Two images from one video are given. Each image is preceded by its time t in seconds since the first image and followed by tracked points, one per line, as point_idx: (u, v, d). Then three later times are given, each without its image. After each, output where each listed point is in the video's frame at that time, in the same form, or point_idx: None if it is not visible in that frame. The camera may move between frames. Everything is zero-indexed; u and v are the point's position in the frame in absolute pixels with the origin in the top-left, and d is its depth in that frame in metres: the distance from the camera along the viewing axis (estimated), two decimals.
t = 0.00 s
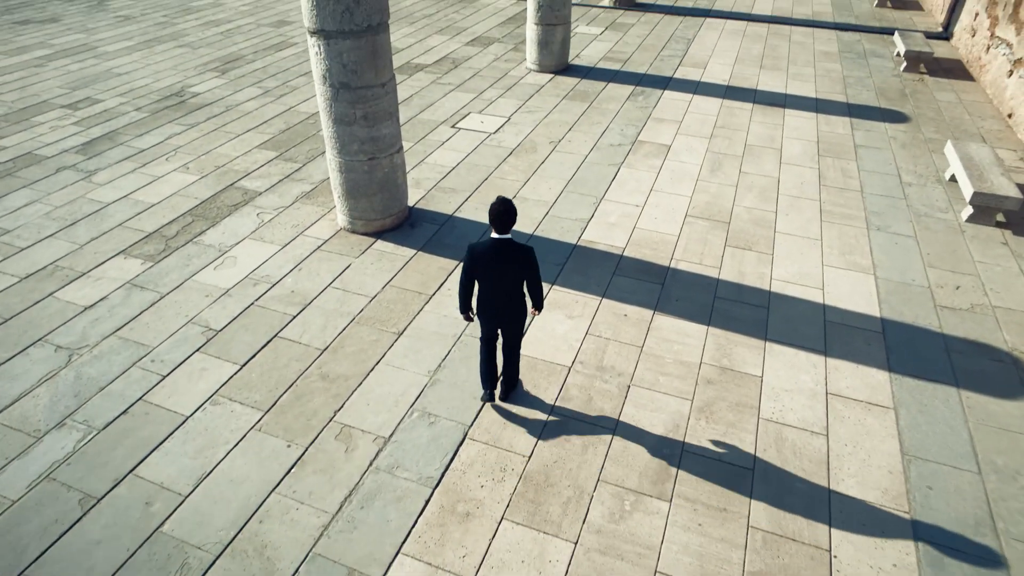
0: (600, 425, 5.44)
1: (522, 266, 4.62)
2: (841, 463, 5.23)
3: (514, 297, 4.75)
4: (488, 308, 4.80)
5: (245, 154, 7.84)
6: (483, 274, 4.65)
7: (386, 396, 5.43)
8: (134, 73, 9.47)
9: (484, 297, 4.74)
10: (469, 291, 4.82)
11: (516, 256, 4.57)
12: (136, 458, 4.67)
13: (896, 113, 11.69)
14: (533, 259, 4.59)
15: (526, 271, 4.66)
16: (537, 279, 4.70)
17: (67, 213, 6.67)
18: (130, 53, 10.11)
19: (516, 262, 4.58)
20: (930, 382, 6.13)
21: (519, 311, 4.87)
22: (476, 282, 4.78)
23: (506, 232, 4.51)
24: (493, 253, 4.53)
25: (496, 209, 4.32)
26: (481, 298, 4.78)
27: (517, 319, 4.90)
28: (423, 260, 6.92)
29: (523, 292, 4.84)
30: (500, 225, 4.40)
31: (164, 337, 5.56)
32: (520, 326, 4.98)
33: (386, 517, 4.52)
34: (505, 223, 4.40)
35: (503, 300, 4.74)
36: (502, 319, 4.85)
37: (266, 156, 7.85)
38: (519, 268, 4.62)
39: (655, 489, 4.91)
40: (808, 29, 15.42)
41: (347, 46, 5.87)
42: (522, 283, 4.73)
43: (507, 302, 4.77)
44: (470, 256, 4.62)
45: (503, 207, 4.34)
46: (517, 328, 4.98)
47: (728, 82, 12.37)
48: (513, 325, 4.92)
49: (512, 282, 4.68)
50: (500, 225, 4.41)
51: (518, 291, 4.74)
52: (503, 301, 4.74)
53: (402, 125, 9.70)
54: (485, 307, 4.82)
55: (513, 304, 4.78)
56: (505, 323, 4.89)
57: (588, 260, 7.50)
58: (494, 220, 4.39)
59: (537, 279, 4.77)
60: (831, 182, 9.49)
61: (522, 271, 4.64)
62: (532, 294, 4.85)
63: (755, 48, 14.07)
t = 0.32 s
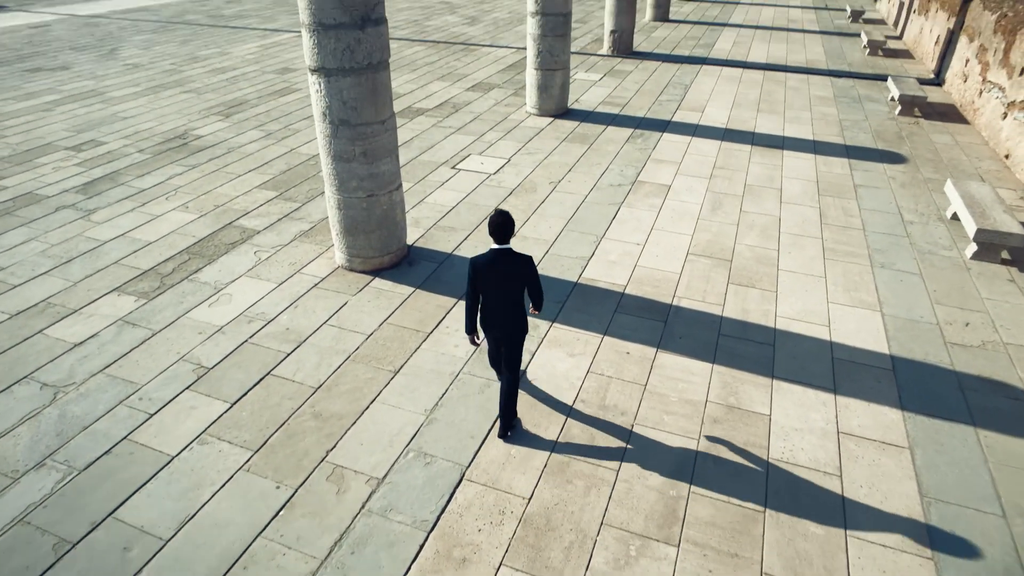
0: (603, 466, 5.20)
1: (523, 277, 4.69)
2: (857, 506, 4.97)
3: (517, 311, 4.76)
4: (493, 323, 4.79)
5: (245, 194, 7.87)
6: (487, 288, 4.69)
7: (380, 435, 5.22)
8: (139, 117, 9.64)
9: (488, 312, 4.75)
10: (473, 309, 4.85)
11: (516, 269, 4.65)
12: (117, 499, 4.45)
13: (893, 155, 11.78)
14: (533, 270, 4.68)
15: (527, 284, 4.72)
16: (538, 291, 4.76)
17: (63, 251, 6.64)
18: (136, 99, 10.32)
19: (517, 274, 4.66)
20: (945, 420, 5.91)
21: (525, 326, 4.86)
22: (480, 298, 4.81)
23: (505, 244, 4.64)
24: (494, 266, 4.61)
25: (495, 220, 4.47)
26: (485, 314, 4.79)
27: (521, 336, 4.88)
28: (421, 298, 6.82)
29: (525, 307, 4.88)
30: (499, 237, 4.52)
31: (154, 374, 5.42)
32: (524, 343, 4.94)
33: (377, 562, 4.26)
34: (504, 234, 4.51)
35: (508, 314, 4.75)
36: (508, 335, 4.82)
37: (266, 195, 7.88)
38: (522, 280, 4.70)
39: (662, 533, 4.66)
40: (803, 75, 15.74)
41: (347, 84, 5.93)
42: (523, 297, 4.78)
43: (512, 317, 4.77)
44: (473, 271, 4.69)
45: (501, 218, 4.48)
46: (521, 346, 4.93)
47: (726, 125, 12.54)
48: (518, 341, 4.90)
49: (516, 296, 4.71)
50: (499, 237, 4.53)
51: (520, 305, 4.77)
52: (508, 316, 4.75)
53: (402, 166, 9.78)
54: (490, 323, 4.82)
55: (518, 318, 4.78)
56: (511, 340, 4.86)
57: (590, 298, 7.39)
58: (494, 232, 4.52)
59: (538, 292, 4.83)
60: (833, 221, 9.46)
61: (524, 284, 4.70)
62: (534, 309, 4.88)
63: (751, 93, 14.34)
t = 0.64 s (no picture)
0: (607, 506, 4.98)
1: (517, 280, 5.11)
2: (875, 550, 4.71)
3: (512, 311, 5.18)
4: (488, 319, 5.17)
5: (245, 233, 7.88)
6: (483, 285, 5.10)
7: (375, 474, 5.02)
8: (144, 159, 9.77)
9: (485, 311, 5.16)
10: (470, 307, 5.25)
11: (510, 272, 5.07)
12: (95, 541, 4.22)
13: (892, 195, 11.83)
14: (525, 273, 5.10)
15: (520, 285, 5.14)
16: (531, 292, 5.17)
17: (59, 288, 6.59)
18: (142, 142, 10.49)
19: (511, 277, 5.08)
20: (961, 459, 5.68)
21: (518, 323, 5.26)
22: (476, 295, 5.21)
23: (502, 248, 5.08)
24: (490, 269, 5.04)
25: (491, 227, 4.91)
26: (482, 310, 5.17)
27: (515, 334, 5.29)
28: (419, 336, 6.72)
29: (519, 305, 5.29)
30: (496, 241, 4.95)
31: (143, 412, 5.27)
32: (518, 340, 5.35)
33: None
34: (499, 240, 4.95)
35: (503, 311, 5.13)
36: (502, 330, 5.20)
37: (266, 234, 7.89)
38: (516, 280, 5.11)
39: None
40: (799, 120, 16.01)
41: (348, 120, 6.00)
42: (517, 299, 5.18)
43: (507, 314, 5.16)
44: (470, 270, 5.11)
45: (496, 225, 4.91)
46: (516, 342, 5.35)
47: (724, 167, 12.66)
48: (511, 336, 5.29)
49: (510, 294, 5.12)
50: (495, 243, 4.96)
51: (514, 306, 5.18)
52: (502, 313, 5.15)
53: (403, 207, 9.83)
54: (486, 319, 5.18)
55: (511, 315, 5.18)
56: (506, 335, 5.23)
57: (591, 336, 7.27)
58: (491, 238, 4.95)
59: (531, 294, 5.23)
60: (835, 259, 9.41)
61: (517, 286, 5.11)
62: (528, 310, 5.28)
63: (749, 136, 14.54)
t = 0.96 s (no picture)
0: (611, 549, 4.74)
1: (518, 298, 5.28)
2: None
3: (511, 328, 5.30)
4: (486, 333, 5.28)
5: (245, 272, 7.87)
6: (485, 299, 5.29)
7: (370, 514, 4.82)
8: (148, 201, 9.88)
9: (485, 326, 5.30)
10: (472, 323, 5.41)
11: (511, 289, 5.26)
12: None
13: (894, 235, 11.82)
14: (525, 291, 5.29)
15: (520, 303, 5.31)
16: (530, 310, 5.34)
17: (53, 326, 6.54)
18: (147, 185, 10.63)
19: (512, 294, 5.26)
20: (982, 500, 5.45)
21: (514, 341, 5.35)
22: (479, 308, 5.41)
23: (505, 267, 5.31)
24: (493, 285, 5.25)
25: (496, 243, 5.17)
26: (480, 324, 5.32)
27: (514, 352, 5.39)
28: (419, 374, 6.60)
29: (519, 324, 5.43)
30: (500, 258, 5.20)
31: (133, 450, 5.12)
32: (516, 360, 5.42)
33: None
34: (503, 257, 5.20)
35: (501, 328, 5.26)
36: (498, 346, 5.27)
37: (265, 273, 7.87)
38: (516, 297, 5.27)
39: None
40: (797, 163, 16.21)
41: (349, 156, 6.06)
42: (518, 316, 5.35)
43: (503, 330, 5.27)
44: (475, 284, 5.34)
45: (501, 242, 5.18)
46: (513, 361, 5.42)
47: (724, 208, 12.74)
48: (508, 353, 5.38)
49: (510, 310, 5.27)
50: (499, 259, 5.21)
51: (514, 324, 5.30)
52: (502, 330, 5.27)
53: (405, 247, 9.85)
54: (485, 333, 5.31)
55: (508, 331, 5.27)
56: (500, 353, 5.30)
57: (593, 374, 7.12)
58: (496, 255, 5.21)
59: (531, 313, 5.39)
60: (840, 297, 9.32)
61: (517, 303, 5.28)
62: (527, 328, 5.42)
63: (748, 179, 14.68)
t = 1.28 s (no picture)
0: None
1: (524, 306, 5.69)
2: None
3: (520, 334, 5.74)
4: (497, 342, 5.73)
5: (246, 308, 7.85)
6: (491, 312, 5.68)
7: (365, 552, 4.63)
8: (153, 239, 9.96)
9: (496, 333, 5.71)
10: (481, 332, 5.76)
11: (517, 297, 5.66)
12: None
13: (899, 272, 11.76)
14: (530, 298, 5.70)
15: (526, 309, 5.72)
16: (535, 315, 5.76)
17: (50, 360, 6.49)
18: (153, 224, 10.75)
19: (519, 302, 5.66)
20: (1005, 540, 5.21)
21: (523, 345, 5.79)
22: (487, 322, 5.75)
23: (509, 276, 5.67)
24: (501, 295, 5.63)
25: (501, 256, 5.51)
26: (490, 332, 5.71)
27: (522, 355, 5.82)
28: (419, 409, 6.47)
29: (524, 331, 5.85)
30: (506, 270, 5.55)
31: (123, 486, 4.99)
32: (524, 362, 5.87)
33: None
34: (509, 269, 5.55)
35: (510, 334, 5.70)
36: (510, 350, 5.74)
37: (266, 309, 7.85)
38: (522, 305, 5.69)
39: None
40: (799, 203, 16.32)
41: (351, 188, 6.10)
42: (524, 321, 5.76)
43: (512, 336, 5.71)
44: (482, 295, 5.69)
45: (506, 255, 5.52)
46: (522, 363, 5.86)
47: (727, 246, 12.74)
48: (518, 357, 5.82)
49: (516, 317, 5.70)
50: (505, 271, 5.55)
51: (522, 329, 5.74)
52: (512, 336, 5.72)
53: (407, 285, 9.84)
54: (496, 339, 5.73)
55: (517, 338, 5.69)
56: (511, 356, 5.76)
57: (597, 410, 6.97)
58: (502, 267, 5.54)
59: (536, 318, 5.81)
60: (847, 333, 9.19)
61: (523, 310, 5.70)
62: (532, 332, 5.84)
63: (750, 218, 14.75)
